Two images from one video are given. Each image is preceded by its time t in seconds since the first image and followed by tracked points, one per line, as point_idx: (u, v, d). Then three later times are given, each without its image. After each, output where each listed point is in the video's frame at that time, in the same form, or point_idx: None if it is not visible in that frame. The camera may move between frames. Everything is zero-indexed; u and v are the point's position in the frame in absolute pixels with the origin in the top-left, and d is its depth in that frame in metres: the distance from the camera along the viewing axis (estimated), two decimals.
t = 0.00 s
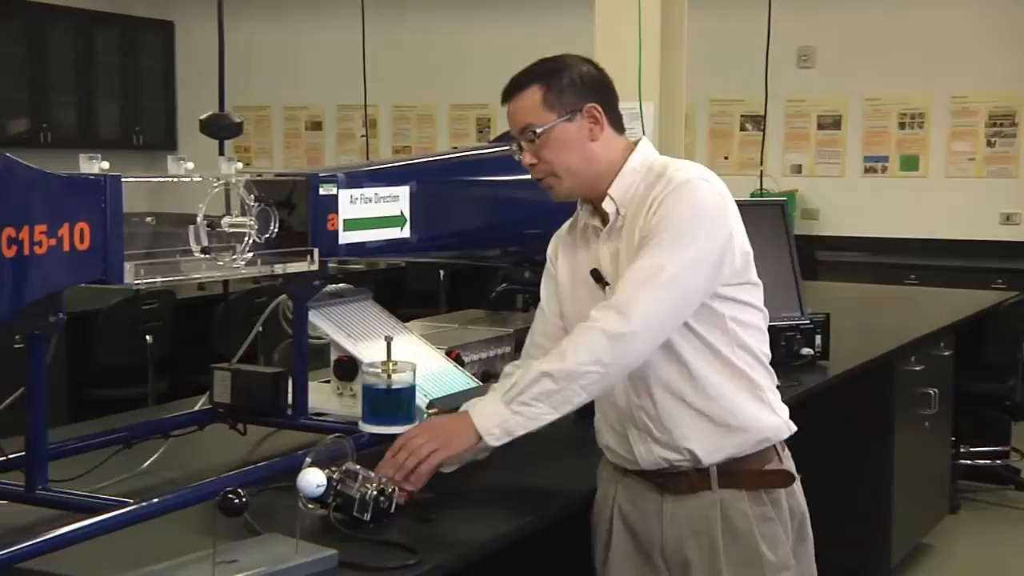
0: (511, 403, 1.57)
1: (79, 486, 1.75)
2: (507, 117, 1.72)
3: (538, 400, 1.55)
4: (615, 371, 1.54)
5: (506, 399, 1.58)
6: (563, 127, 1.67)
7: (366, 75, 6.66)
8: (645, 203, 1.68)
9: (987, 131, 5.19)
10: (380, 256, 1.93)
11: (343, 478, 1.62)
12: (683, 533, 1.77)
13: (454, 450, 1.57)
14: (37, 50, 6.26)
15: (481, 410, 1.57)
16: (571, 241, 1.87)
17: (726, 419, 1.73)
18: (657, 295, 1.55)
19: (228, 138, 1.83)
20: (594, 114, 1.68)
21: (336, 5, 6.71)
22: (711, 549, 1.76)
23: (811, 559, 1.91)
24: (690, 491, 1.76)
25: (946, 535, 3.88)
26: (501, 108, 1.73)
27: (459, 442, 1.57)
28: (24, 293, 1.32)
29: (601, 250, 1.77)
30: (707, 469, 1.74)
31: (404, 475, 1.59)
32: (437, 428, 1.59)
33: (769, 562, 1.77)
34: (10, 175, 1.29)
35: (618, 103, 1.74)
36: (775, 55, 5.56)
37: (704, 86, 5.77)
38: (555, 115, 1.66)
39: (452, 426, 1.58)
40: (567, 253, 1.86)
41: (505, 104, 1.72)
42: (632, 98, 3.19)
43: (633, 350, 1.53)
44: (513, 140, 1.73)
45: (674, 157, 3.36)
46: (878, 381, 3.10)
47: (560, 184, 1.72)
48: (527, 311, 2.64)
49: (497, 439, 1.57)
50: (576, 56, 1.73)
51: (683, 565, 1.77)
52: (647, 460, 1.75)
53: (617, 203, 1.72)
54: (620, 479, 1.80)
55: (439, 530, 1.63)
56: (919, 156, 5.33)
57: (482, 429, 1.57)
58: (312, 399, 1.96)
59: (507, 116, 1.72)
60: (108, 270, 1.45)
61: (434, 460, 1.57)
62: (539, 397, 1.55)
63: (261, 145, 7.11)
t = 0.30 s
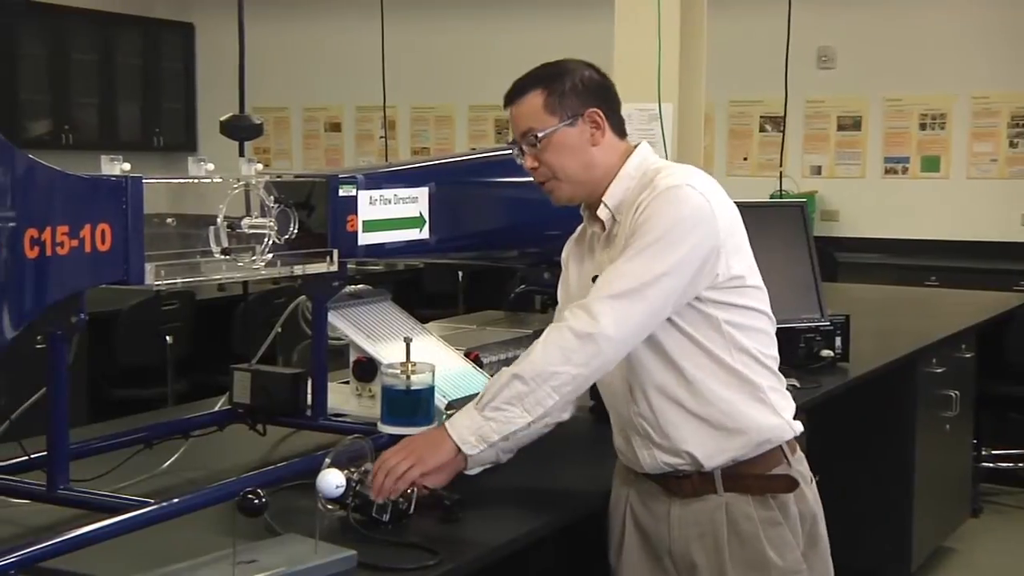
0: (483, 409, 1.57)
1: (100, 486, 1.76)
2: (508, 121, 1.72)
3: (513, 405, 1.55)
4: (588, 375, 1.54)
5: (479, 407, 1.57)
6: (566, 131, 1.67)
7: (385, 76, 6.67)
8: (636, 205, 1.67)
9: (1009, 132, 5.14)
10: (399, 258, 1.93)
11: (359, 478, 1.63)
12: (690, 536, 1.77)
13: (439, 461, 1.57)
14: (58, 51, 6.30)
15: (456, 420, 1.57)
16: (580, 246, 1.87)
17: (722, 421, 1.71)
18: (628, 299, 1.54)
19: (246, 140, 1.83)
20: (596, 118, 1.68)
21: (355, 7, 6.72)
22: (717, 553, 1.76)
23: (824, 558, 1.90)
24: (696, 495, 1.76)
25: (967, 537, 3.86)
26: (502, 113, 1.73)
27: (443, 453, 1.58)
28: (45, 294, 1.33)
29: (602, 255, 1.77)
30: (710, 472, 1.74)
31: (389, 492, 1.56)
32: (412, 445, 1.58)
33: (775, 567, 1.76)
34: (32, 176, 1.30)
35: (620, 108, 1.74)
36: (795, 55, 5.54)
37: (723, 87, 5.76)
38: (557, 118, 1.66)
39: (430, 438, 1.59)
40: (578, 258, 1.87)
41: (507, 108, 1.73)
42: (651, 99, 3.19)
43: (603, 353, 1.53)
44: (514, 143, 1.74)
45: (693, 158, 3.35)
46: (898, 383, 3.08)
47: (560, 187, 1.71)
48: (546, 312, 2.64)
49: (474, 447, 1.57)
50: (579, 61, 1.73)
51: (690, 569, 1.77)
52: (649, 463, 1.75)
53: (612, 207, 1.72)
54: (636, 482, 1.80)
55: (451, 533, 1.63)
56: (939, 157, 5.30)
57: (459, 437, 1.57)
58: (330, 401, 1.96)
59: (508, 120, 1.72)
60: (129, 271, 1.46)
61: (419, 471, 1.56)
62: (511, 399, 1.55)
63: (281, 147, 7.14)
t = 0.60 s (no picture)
0: (483, 414, 1.57)
1: (114, 487, 1.77)
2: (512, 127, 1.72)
3: (513, 409, 1.56)
4: (589, 379, 1.54)
5: (481, 413, 1.58)
6: (569, 138, 1.67)
7: (397, 78, 6.68)
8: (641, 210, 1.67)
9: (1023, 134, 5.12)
10: (411, 259, 1.93)
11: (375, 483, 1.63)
12: (701, 539, 1.77)
13: (444, 467, 1.58)
14: (72, 54, 6.33)
15: (459, 427, 1.57)
16: (589, 252, 1.86)
17: (733, 425, 1.71)
18: (628, 304, 1.54)
19: (259, 142, 1.84)
20: (600, 125, 1.68)
21: (367, 9, 6.73)
22: (728, 555, 1.76)
23: (836, 560, 1.89)
24: (707, 498, 1.75)
25: (980, 541, 3.85)
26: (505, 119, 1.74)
27: (447, 460, 1.58)
28: (58, 296, 1.33)
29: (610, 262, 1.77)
30: (722, 475, 1.73)
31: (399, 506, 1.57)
32: (415, 458, 1.59)
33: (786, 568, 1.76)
34: (45, 179, 1.30)
35: (624, 114, 1.73)
36: (808, 57, 5.53)
37: (734, 89, 5.75)
38: (560, 125, 1.66)
39: (433, 449, 1.60)
40: (586, 265, 1.87)
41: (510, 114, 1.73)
42: (663, 100, 3.19)
43: (604, 358, 1.53)
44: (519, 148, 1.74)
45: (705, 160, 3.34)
46: (912, 387, 3.07)
47: (565, 194, 1.72)
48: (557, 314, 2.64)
49: (476, 453, 1.57)
50: (582, 67, 1.72)
51: (702, 572, 1.77)
52: (660, 467, 1.74)
53: (618, 213, 1.72)
54: (648, 484, 1.79)
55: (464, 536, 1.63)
56: (953, 159, 5.28)
57: (462, 443, 1.57)
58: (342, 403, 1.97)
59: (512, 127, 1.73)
60: (141, 273, 1.47)
61: (424, 479, 1.57)
62: (513, 404, 1.56)
63: (293, 149, 7.16)
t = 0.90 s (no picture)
0: (497, 427, 1.58)
1: (118, 489, 1.77)
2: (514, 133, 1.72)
3: (528, 422, 1.56)
4: (603, 390, 1.54)
5: (495, 425, 1.58)
6: (569, 145, 1.66)
7: (401, 81, 6.68)
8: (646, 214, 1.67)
9: None
10: (415, 262, 1.94)
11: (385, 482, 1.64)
12: (707, 542, 1.77)
13: (454, 475, 1.58)
14: (76, 56, 6.34)
15: (474, 439, 1.58)
16: (593, 256, 1.86)
17: (741, 429, 1.71)
18: (639, 313, 1.54)
19: (263, 145, 1.84)
20: (601, 131, 1.68)
21: (371, 11, 6.74)
22: (735, 558, 1.76)
23: (842, 562, 1.89)
24: (714, 501, 1.75)
25: (985, 543, 3.85)
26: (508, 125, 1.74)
27: (459, 467, 1.58)
28: (63, 298, 1.34)
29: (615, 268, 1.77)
30: (730, 478, 1.73)
31: (405, 507, 1.58)
32: (428, 461, 1.59)
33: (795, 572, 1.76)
34: (50, 181, 1.30)
35: (626, 120, 1.73)
36: (811, 59, 5.53)
37: (738, 92, 5.75)
38: (561, 132, 1.66)
39: (446, 454, 1.60)
40: (590, 269, 1.87)
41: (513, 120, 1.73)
42: (667, 103, 3.19)
43: (617, 367, 1.53)
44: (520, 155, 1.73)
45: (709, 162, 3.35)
46: (917, 389, 3.06)
47: (566, 201, 1.72)
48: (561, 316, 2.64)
49: (492, 465, 1.57)
50: (584, 73, 1.72)
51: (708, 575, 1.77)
52: (668, 472, 1.74)
53: (622, 218, 1.73)
54: (654, 487, 1.79)
55: (470, 538, 1.63)
56: (957, 161, 5.28)
57: (476, 455, 1.58)
58: (345, 405, 1.97)
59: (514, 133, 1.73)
60: (146, 274, 1.48)
61: (432, 485, 1.57)
62: (530, 416, 1.56)
63: (296, 151, 7.16)
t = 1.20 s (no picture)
0: (552, 426, 1.57)
1: (119, 490, 1.77)
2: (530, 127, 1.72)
3: (581, 425, 1.56)
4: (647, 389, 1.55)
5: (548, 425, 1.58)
6: (587, 139, 1.67)
7: (402, 82, 6.69)
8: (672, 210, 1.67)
9: None
10: (415, 263, 1.94)
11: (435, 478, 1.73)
12: (715, 540, 1.76)
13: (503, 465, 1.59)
14: (77, 57, 6.35)
15: (523, 432, 1.58)
16: (604, 252, 1.86)
17: (761, 427, 1.72)
18: (683, 309, 1.54)
19: (264, 145, 1.84)
20: (620, 127, 1.68)
21: (373, 12, 6.74)
22: (743, 556, 1.75)
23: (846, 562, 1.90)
24: (723, 499, 1.75)
25: (985, 544, 3.84)
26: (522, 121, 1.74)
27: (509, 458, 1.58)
28: (64, 298, 1.34)
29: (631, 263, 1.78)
30: (739, 475, 1.73)
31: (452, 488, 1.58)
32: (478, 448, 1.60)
33: (803, 570, 1.76)
34: (51, 182, 1.30)
35: (642, 118, 1.74)
36: (811, 60, 5.53)
37: (739, 93, 5.75)
38: (579, 126, 1.66)
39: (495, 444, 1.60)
40: (596, 267, 1.87)
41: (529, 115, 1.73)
42: (668, 104, 3.19)
43: (663, 367, 1.54)
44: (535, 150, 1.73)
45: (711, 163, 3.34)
46: (919, 389, 3.06)
47: (582, 196, 1.71)
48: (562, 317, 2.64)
49: (540, 460, 1.57)
50: (601, 69, 1.72)
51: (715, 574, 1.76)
52: (680, 469, 1.74)
53: (641, 215, 1.73)
54: (658, 485, 1.79)
55: (479, 539, 1.63)
56: (958, 162, 5.27)
57: (524, 448, 1.58)
58: (346, 406, 1.97)
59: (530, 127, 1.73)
60: (147, 275, 1.48)
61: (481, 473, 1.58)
62: (577, 418, 1.56)
63: (297, 152, 7.16)
